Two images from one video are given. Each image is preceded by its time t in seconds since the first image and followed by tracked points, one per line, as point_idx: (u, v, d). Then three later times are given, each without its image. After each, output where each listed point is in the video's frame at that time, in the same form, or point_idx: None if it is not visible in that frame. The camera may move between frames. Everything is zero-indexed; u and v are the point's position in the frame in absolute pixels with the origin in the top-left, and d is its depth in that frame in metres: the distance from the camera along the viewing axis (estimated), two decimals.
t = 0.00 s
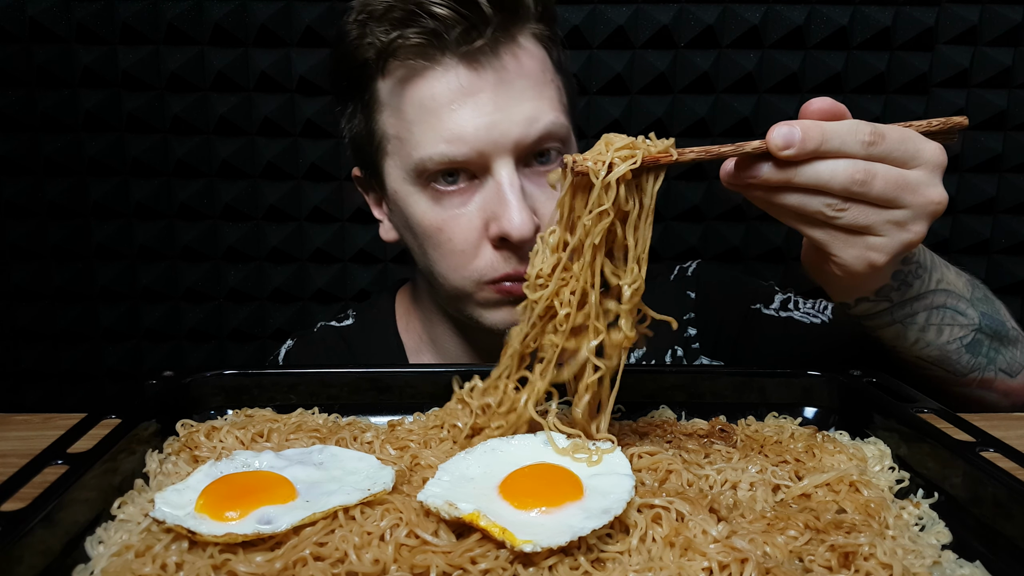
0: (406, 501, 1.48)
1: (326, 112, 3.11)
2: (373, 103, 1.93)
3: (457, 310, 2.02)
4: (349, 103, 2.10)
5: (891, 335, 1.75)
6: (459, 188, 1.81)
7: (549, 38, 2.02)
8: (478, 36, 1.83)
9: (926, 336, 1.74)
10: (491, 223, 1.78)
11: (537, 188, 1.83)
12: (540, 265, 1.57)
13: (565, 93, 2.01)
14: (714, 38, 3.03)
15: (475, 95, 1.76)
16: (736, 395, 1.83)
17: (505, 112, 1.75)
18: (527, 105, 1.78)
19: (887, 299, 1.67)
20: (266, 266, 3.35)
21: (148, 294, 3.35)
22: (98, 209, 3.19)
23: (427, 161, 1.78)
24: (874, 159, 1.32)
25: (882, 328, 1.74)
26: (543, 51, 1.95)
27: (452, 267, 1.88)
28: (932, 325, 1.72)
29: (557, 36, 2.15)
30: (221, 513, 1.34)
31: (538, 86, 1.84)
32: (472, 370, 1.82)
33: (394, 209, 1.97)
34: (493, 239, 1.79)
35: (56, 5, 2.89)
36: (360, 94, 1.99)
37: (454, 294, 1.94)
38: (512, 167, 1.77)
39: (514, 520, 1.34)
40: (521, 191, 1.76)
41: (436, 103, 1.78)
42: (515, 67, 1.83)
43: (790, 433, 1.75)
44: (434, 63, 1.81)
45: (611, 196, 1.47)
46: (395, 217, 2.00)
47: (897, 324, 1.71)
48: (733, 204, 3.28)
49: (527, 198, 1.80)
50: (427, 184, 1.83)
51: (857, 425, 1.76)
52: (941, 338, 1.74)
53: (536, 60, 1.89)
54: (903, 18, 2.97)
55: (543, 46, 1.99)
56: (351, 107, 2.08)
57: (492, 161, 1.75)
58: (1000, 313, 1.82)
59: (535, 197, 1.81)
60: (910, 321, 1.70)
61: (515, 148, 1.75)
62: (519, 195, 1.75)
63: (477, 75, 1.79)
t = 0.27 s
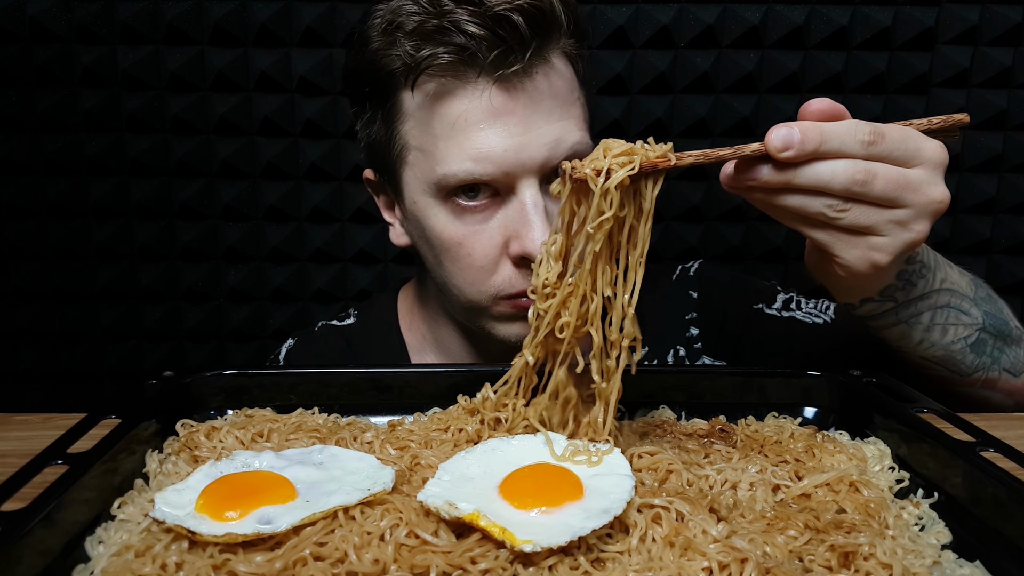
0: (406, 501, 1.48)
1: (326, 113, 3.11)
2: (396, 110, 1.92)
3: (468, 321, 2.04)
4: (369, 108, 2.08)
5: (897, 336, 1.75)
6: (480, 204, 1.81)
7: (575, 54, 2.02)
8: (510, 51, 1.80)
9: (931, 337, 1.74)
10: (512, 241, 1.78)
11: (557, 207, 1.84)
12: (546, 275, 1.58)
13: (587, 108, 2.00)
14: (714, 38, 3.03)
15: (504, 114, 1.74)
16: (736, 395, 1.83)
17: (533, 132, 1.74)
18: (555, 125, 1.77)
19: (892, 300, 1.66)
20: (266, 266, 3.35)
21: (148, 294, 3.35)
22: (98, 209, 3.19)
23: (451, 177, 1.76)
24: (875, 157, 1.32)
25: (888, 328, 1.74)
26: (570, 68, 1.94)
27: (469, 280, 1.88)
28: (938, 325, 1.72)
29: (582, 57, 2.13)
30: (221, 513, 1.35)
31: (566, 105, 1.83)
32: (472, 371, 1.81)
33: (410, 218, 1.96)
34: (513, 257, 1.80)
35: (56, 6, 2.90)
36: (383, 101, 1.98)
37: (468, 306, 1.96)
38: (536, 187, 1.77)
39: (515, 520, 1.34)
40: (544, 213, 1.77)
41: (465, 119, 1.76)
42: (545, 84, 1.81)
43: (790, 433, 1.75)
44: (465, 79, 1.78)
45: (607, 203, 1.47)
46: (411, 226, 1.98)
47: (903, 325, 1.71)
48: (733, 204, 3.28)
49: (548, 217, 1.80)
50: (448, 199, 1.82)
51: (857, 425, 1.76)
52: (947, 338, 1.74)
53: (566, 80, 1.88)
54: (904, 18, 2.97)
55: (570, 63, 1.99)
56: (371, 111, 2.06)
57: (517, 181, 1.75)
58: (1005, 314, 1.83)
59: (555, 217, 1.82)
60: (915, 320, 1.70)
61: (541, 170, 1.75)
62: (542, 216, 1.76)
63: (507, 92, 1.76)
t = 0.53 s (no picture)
0: (406, 501, 1.48)
1: (327, 113, 3.11)
2: (395, 111, 1.93)
3: (467, 321, 2.04)
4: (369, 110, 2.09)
5: (903, 339, 1.74)
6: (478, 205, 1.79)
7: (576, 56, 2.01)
8: (509, 52, 1.79)
9: (936, 338, 1.73)
10: (510, 243, 1.76)
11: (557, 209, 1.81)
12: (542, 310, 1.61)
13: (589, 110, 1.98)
14: (714, 38, 3.03)
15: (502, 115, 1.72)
16: (736, 395, 1.83)
17: (531, 133, 1.72)
18: (553, 126, 1.74)
19: (897, 301, 1.66)
20: (266, 266, 3.35)
21: (148, 294, 3.35)
22: (98, 209, 3.19)
23: (448, 179, 1.75)
24: (861, 167, 1.32)
25: (893, 331, 1.73)
26: (570, 70, 1.93)
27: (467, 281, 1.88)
28: (942, 325, 1.72)
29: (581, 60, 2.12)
30: (221, 513, 1.35)
31: (565, 106, 1.81)
32: (473, 371, 1.81)
33: (409, 220, 1.95)
34: (510, 258, 1.78)
35: (56, 5, 2.90)
36: (382, 102, 1.99)
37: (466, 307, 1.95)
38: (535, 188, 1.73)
39: (514, 519, 1.34)
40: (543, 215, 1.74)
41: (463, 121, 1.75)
42: (544, 85, 1.80)
43: (790, 433, 1.76)
44: (463, 81, 1.78)
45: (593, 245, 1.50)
46: (410, 227, 1.98)
47: (908, 327, 1.71)
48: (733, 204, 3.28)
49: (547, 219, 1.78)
50: (446, 200, 1.81)
51: (857, 425, 1.76)
52: (953, 340, 1.74)
53: (565, 82, 1.87)
54: (904, 18, 2.97)
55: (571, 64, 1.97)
56: (371, 114, 2.08)
57: (515, 182, 1.72)
58: (1005, 314, 1.83)
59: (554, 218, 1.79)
60: (920, 321, 1.70)
61: (539, 171, 1.72)
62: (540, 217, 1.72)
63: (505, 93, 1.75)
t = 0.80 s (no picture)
0: (406, 501, 1.48)
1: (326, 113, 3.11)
2: (355, 101, 1.98)
3: (443, 308, 2.03)
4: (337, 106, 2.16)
5: (899, 331, 1.74)
6: (433, 185, 1.80)
7: (532, 33, 1.99)
8: (450, 30, 1.83)
9: (931, 327, 1.74)
10: (465, 222, 1.76)
11: (514, 184, 1.80)
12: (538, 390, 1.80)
13: (551, 87, 1.96)
14: (714, 38, 3.03)
15: (448, 93, 1.75)
16: (736, 395, 1.82)
17: (476, 108, 1.73)
18: (500, 101, 1.76)
19: (887, 291, 1.70)
20: (266, 266, 3.35)
21: (148, 294, 3.35)
22: (98, 209, 3.19)
23: (400, 160, 1.79)
24: (753, 214, 1.49)
25: (889, 326, 1.74)
26: (525, 46, 1.92)
27: (430, 263, 1.89)
28: (933, 313, 1.74)
29: (550, 32, 2.10)
30: (221, 513, 1.35)
31: (516, 81, 1.82)
32: (473, 370, 1.80)
33: (378, 208, 1.99)
34: (466, 235, 1.78)
35: (56, 5, 2.89)
36: (344, 94, 2.05)
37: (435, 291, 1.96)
38: (485, 163, 1.74)
39: (514, 519, 1.34)
40: (494, 188, 1.74)
41: (410, 101, 1.79)
42: (491, 62, 1.82)
43: (790, 433, 1.75)
44: (410, 62, 1.82)
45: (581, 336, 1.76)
46: (381, 216, 2.02)
47: (898, 318, 1.73)
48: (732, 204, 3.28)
49: (502, 194, 1.77)
50: (403, 182, 1.84)
51: (857, 425, 1.76)
52: (948, 326, 1.74)
53: (517, 56, 1.87)
54: (903, 18, 2.97)
55: (526, 41, 1.96)
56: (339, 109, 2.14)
57: (464, 158, 1.73)
58: (993, 300, 1.86)
59: (510, 193, 1.78)
60: (911, 311, 1.72)
61: (487, 144, 1.73)
62: (491, 191, 1.72)
63: (451, 72, 1.78)
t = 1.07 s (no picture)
0: (406, 501, 1.48)
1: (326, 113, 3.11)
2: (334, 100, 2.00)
3: (428, 304, 2.03)
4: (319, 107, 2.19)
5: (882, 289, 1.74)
6: (411, 179, 1.82)
7: (505, 26, 2.01)
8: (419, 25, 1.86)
9: (914, 282, 1.74)
10: (443, 214, 1.77)
11: (492, 176, 1.81)
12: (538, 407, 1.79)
13: (527, 79, 1.98)
14: (714, 38, 3.03)
15: (421, 87, 1.78)
16: (736, 395, 1.82)
17: (450, 101, 1.75)
18: (474, 93, 1.78)
19: (862, 249, 1.72)
20: (266, 266, 3.35)
21: (148, 294, 3.35)
22: (98, 209, 3.19)
23: (378, 155, 1.81)
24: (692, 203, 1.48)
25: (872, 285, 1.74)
26: (498, 39, 1.94)
27: (412, 258, 1.90)
28: (913, 268, 1.74)
29: (524, 23, 2.12)
30: (221, 513, 1.35)
31: (489, 73, 1.84)
32: (473, 371, 1.80)
33: (361, 206, 2.01)
34: (446, 228, 1.79)
35: (56, 5, 2.89)
36: (323, 94, 2.07)
37: (419, 286, 1.96)
38: (462, 154, 1.75)
39: (514, 519, 1.34)
40: (471, 179, 1.75)
41: (385, 97, 1.81)
42: (464, 56, 1.84)
43: (790, 433, 1.75)
44: (383, 58, 1.85)
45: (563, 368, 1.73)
46: (364, 214, 2.03)
47: (878, 274, 1.72)
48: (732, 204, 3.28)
49: (480, 186, 1.78)
50: (382, 178, 1.85)
51: (857, 425, 1.76)
52: (930, 281, 1.75)
53: (489, 48, 1.89)
54: (903, 18, 2.97)
55: (499, 34, 1.98)
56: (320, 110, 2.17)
57: (440, 150, 1.75)
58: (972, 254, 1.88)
59: (488, 185, 1.80)
60: (891, 267, 1.73)
61: (462, 136, 1.74)
62: (468, 182, 1.73)
63: (424, 67, 1.81)
